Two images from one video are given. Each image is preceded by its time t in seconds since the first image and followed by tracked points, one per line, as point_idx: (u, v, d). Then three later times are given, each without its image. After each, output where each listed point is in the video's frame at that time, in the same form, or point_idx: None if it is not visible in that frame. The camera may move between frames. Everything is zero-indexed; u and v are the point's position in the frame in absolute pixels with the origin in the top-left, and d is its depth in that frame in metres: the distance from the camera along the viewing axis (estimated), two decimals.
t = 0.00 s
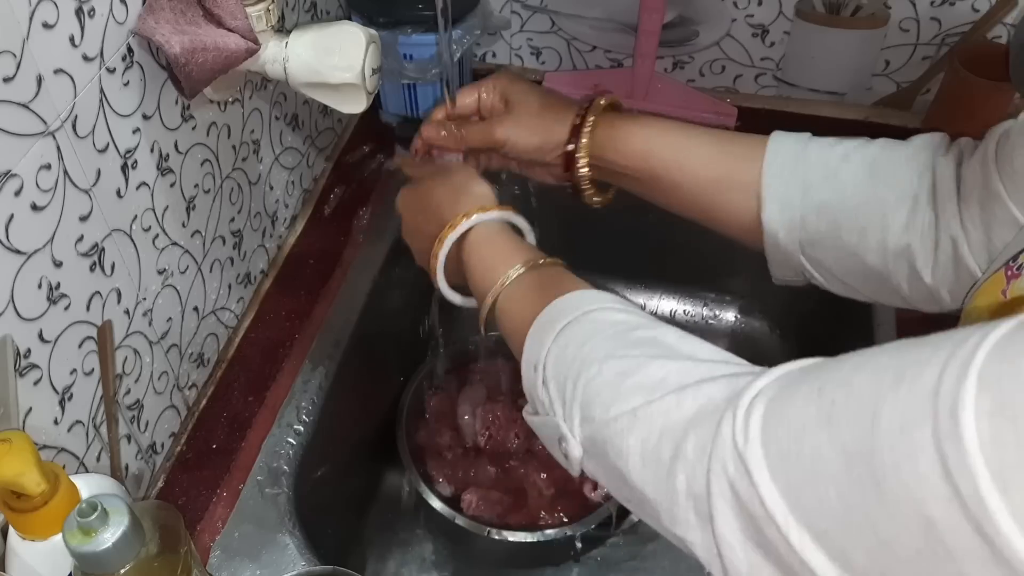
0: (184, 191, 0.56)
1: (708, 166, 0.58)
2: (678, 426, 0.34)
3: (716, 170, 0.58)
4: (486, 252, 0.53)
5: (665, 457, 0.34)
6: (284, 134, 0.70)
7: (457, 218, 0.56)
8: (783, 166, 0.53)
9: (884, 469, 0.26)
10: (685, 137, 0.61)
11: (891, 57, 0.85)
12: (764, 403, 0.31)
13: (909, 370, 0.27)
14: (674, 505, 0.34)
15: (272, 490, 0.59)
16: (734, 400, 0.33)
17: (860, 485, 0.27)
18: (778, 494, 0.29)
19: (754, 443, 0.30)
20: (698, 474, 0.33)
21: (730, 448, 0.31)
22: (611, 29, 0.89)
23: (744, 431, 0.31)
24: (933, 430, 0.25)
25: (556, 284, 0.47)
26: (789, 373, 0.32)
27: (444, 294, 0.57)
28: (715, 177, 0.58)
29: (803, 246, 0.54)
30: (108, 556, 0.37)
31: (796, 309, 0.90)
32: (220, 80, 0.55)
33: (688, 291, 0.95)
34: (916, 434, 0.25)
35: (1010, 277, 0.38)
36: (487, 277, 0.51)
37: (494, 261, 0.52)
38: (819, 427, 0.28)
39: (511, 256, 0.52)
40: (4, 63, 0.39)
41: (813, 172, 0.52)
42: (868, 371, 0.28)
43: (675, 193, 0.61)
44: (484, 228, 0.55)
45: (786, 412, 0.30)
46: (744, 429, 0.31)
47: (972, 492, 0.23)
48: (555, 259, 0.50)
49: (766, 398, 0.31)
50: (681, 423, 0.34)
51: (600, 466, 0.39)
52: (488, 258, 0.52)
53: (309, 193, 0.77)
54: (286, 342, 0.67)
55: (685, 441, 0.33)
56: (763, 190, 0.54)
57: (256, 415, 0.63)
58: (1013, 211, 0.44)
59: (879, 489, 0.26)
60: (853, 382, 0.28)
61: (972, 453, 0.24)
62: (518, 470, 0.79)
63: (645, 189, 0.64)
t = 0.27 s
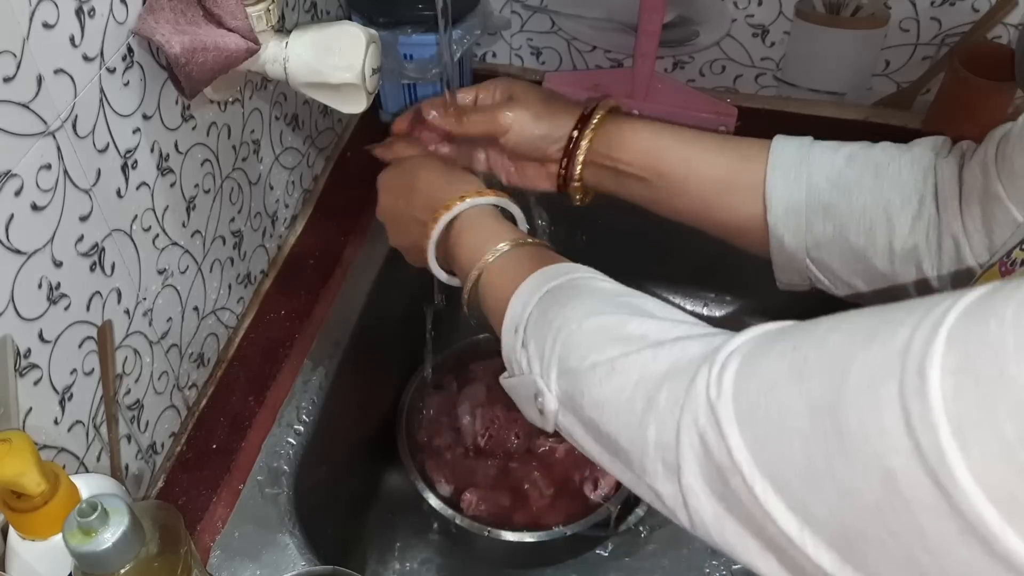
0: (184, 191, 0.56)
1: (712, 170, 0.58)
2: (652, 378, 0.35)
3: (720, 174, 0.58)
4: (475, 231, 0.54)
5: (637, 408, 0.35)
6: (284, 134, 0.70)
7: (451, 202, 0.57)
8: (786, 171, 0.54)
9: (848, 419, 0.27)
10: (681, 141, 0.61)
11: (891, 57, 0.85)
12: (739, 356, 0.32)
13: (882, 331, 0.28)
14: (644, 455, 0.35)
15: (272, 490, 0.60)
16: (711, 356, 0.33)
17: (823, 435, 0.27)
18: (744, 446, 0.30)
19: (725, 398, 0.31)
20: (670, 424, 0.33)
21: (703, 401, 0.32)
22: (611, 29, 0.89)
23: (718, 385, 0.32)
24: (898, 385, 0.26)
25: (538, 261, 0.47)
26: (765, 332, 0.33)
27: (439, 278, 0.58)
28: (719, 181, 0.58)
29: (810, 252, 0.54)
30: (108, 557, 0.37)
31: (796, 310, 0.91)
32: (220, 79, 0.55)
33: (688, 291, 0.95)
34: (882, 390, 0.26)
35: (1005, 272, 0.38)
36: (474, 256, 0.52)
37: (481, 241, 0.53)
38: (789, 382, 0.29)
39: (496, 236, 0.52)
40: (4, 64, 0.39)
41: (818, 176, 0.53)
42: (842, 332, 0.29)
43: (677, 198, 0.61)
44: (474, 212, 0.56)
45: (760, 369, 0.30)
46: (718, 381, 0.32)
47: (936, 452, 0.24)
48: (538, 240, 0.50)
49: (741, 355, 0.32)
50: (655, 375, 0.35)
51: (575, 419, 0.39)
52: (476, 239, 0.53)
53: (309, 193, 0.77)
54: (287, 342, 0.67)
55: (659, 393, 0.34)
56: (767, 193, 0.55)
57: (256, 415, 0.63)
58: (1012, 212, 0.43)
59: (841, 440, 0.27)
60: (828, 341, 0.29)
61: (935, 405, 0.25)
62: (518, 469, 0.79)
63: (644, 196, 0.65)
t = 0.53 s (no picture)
0: (184, 191, 0.56)
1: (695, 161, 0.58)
2: (660, 419, 0.35)
3: (700, 165, 0.58)
4: (488, 239, 0.53)
5: (649, 447, 0.35)
6: (284, 134, 0.70)
7: (464, 208, 0.56)
8: (766, 159, 0.54)
9: (853, 453, 0.27)
10: (674, 133, 0.61)
11: (891, 57, 0.85)
12: (744, 393, 0.32)
13: (881, 359, 0.28)
14: (655, 494, 0.34)
15: (272, 490, 0.59)
16: (716, 391, 0.33)
17: (828, 468, 0.27)
18: (752, 482, 0.30)
19: (732, 433, 0.31)
20: (678, 462, 0.33)
21: (710, 436, 0.32)
22: (612, 29, 0.89)
23: (724, 419, 0.32)
24: (896, 416, 0.26)
25: (553, 277, 0.47)
26: (770, 365, 0.33)
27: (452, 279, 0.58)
28: (701, 172, 0.57)
29: (789, 240, 0.54)
30: (108, 557, 0.37)
31: (797, 310, 0.90)
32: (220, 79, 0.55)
33: (688, 291, 0.95)
34: (882, 421, 0.26)
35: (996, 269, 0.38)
36: (488, 266, 0.52)
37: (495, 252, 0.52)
38: (793, 416, 0.29)
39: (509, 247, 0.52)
40: (3, 63, 0.39)
41: (825, 160, 0.52)
42: (840, 366, 0.29)
43: (661, 186, 0.61)
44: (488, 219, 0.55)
45: (766, 399, 0.31)
46: (724, 416, 0.32)
47: (935, 479, 0.24)
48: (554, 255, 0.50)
49: (747, 388, 0.32)
50: (663, 416, 0.35)
51: (589, 458, 0.39)
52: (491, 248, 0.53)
53: (309, 193, 0.77)
54: (286, 342, 0.67)
55: (668, 432, 0.34)
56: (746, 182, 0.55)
57: (256, 415, 0.63)
58: (1000, 204, 0.43)
59: (846, 472, 0.27)
60: (827, 372, 0.29)
61: (932, 432, 0.25)
62: (518, 469, 0.79)
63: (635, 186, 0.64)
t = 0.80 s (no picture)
0: (184, 191, 0.56)
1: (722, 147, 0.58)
2: (694, 457, 0.34)
3: (728, 152, 0.58)
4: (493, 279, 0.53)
5: (683, 488, 0.34)
6: (284, 134, 0.70)
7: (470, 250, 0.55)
8: (790, 146, 0.54)
9: (912, 490, 0.26)
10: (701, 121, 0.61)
11: (891, 57, 0.86)
12: (784, 428, 0.31)
13: (933, 395, 0.26)
14: (694, 537, 0.34)
15: (272, 490, 0.59)
16: (751, 429, 0.33)
17: (888, 510, 0.26)
18: (802, 525, 0.29)
19: (774, 474, 0.30)
20: (718, 504, 0.33)
21: (751, 478, 0.31)
22: (611, 29, 0.89)
23: (765, 460, 0.31)
24: (960, 452, 0.25)
25: (565, 316, 0.46)
26: (809, 398, 0.32)
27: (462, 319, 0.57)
28: (726, 159, 0.58)
29: (810, 228, 0.54)
30: (108, 557, 0.37)
31: (798, 309, 0.90)
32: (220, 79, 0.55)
33: (688, 292, 0.96)
34: (943, 461, 0.25)
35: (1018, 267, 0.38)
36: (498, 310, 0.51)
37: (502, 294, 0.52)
38: (842, 454, 0.28)
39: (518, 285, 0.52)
40: (3, 63, 0.38)
41: (821, 154, 0.53)
42: (889, 399, 0.28)
43: (684, 173, 0.61)
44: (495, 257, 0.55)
45: (807, 438, 0.30)
46: (764, 457, 0.31)
47: (1010, 524, 0.23)
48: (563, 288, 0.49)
49: (786, 424, 0.31)
50: (698, 453, 0.34)
51: (619, 496, 0.39)
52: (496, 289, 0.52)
53: (309, 193, 0.77)
54: (286, 342, 0.67)
55: (703, 472, 0.34)
56: (771, 173, 0.55)
57: (256, 415, 0.63)
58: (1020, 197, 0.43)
59: (908, 515, 0.26)
60: (876, 408, 0.28)
61: (997, 467, 0.23)
62: (517, 470, 0.79)
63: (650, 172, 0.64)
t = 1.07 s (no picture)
0: (184, 191, 0.56)
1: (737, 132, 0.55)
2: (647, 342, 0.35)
3: (742, 134, 0.55)
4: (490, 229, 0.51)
5: (629, 366, 0.35)
6: (284, 133, 0.70)
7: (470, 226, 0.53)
8: (809, 135, 0.53)
9: (847, 378, 0.27)
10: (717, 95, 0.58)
11: (891, 57, 0.86)
12: (737, 316, 0.32)
13: (885, 293, 0.28)
14: (634, 415, 0.35)
15: (272, 490, 0.59)
16: (708, 316, 0.34)
17: (823, 399, 0.28)
18: (738, 404, 0.30)
19: (720, 357, 0.31)
20: (660, 383, 0.34)
21: (698, 360, 0.32)
22: (611, 29, 0.89)
23: (715, 345, 0.32)
24: (898, 343, 0.26)
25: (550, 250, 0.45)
26: (756, 298, 0.33)
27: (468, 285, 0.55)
28: (741, 143, 0.55)
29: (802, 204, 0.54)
30: (108, 557, 0.37)
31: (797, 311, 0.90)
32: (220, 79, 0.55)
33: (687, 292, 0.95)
34: (881, 348, 0.27)
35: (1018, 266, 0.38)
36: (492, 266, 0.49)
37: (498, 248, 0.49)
38: (787, 343, 0.30)
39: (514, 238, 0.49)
40: (3, 63, 0.39)
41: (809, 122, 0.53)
42: (841, 296, 0.30)
43: (694, 143, 0.58)
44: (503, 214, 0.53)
45: (758, 328, 0.31)
46: (715, 340, 0.32)
47: (936, 411, 0.25)
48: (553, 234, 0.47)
49: (739, 316, 0.32)
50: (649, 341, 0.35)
51: (563, 377, 0.40)
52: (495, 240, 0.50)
53: (309, 193, 0.77)
54: (286, 342, 0.67)
55: (651, 353, 0.34)
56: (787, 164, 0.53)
57: (255, 415, 0.63)
58: None
59: (840, 399, 0.27)
60: (827, 302, 0.30)
61: (935, 357, 0.25)
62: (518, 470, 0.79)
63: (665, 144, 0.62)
